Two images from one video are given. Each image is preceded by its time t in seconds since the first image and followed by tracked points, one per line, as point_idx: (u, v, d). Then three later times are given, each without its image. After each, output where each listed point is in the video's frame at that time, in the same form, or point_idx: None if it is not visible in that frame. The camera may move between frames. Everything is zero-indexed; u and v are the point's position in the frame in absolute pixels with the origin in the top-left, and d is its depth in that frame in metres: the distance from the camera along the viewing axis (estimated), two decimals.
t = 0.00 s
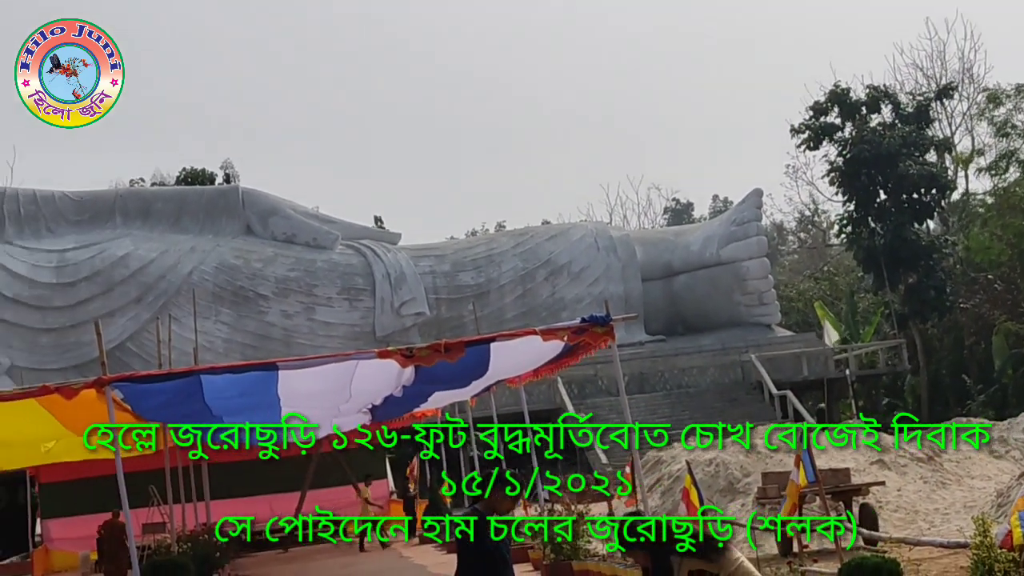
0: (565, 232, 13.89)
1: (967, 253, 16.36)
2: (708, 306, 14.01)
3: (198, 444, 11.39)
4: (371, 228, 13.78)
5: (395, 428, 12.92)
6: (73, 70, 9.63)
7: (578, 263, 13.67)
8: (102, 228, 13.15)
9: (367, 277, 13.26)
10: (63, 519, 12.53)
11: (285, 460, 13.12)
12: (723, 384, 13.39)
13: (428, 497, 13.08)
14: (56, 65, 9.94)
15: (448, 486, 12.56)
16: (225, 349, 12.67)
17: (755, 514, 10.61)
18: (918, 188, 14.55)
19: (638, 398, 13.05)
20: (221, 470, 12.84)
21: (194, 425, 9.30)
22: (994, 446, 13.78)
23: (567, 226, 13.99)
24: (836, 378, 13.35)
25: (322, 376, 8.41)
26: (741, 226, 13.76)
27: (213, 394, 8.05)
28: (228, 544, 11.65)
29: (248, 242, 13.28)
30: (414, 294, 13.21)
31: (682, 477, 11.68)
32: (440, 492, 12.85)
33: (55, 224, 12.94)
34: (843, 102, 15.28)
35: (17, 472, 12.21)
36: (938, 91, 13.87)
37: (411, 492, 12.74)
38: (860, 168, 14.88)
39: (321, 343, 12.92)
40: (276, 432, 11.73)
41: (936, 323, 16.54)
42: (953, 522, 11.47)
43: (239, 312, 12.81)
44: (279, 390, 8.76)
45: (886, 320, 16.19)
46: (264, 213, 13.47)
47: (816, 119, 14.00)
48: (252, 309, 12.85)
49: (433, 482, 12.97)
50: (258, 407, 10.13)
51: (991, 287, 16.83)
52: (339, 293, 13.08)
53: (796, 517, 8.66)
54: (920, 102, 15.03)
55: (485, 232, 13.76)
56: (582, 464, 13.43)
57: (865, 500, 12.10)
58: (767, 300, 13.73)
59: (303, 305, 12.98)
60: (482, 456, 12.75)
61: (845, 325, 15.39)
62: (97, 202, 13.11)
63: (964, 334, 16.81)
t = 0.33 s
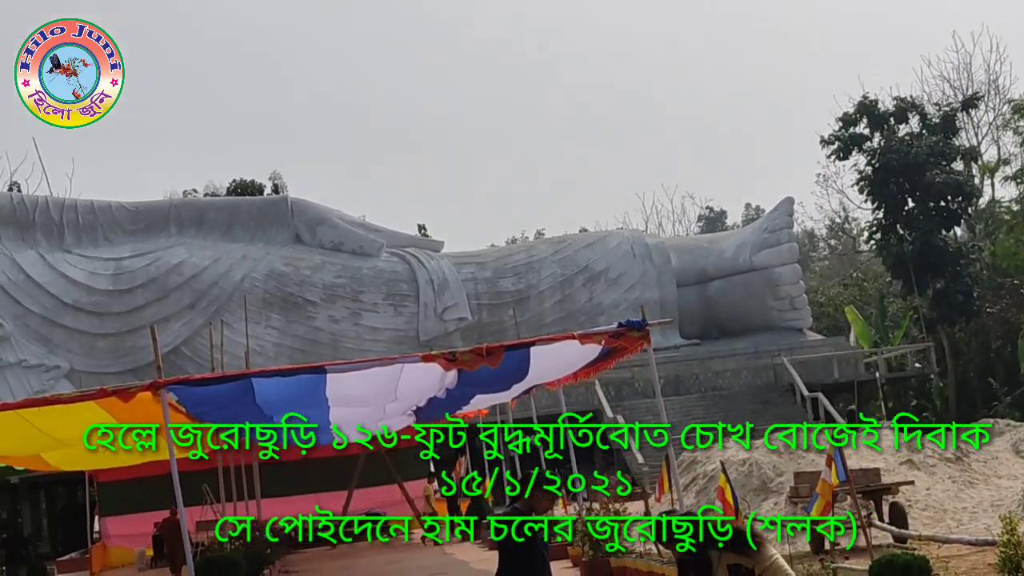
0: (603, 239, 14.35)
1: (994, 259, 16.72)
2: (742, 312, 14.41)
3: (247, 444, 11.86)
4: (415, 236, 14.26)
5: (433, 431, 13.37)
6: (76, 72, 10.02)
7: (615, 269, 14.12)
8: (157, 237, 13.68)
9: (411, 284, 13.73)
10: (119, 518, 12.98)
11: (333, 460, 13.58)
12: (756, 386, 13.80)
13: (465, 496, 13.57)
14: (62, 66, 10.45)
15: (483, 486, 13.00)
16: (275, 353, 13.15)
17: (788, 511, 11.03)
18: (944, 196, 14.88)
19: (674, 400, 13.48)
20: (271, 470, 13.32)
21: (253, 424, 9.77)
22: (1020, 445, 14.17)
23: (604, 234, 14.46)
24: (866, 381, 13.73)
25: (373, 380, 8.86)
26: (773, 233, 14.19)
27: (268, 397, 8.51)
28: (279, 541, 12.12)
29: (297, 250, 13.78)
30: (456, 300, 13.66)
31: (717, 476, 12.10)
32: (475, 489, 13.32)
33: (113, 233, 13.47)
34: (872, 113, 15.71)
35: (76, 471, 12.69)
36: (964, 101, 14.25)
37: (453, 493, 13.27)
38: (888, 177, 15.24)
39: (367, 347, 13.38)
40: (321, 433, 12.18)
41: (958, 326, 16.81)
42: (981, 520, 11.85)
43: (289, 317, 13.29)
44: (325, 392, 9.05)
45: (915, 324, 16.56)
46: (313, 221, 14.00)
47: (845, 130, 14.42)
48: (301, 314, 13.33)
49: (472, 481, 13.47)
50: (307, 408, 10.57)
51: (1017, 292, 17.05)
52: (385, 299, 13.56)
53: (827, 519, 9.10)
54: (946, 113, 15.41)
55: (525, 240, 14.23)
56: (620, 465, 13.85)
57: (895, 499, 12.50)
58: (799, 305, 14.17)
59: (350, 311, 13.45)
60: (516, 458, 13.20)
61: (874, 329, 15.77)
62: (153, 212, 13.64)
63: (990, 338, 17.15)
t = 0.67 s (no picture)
0: (638, 244, 14.82)
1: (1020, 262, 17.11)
2: (775, 314, 14.85)
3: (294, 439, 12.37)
4: (458, 241, 14.78)
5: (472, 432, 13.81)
6: (71, 70, 10.60)
7: (651, 273, 14.59)
8: (211, 243, 14.25)
9: (454, 287, 14.24)
10: (175, 513, 13.50)
11: (380, 457, 14.13)
12: (787, 386, 14.24)
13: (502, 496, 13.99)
14: (57, 65, 11.01)
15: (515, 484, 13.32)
16: (324, 353, 13.69)
17: (819, 506, 11.47)
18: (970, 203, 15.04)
19: (708, 399, 13.94)
20: (321, 466, 13.83)
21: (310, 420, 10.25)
22: None
23: (640, 239, 14.93)
24: (894, 381, 14.16)
25: (424, 377, 9.32)
26: (804, 238, 14.63)
27: (322, 396, 8.98)
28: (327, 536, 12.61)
29: (345, 255, 14.31)
30: (497, 302, 14.13)
31: (750, 473, 12.55)
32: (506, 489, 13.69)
33: (168, 239, 14.10)
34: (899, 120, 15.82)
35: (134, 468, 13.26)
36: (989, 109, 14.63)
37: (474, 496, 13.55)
38: (915, 183, 15.44)
39: (412, 348, 13.88)
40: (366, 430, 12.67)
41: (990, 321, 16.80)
42: (1007, 517, 12.27)
43: (337, 319, 13.82)
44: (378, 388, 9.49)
45: (942, 325, 16.96)
46: (359, 228, 14.51)
47: (873, 138, 14.87)
48: (349, 317, 13.86)
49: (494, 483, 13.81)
50: (357, 405, 11.07)
51: None
52: (428, 302, 14.05)
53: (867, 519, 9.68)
54: (972, 120, 15.71)
55: (564, 245, 14.72)
56: (655, 462, 14.34)
57: (923, 496, 12.93)
58: (829, 308, 14.62)
59: (395, 314, 13.95)
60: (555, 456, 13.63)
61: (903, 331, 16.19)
62: (206, 219, 14.26)
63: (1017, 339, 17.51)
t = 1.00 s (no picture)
0: (666, 246, 15.34)
1: None
2: (799, 314, 15.32)
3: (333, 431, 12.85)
4: (492, 244, 15.35)
5: (475, 433, 14.35)
6: (71, 71, 11.20)
7: (678, 274, 15.09)
8: (256, 246, 14.86)
9: (488, 288, 14.78)
10: (220, 505, 14.03)
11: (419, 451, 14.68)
12: (811, 383, 14.73)
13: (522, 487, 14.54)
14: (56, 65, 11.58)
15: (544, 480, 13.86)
16: (364, 351, 14.24)
17: (841, 500, 11.98)
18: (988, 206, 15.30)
19: (734, 396, 14.45)
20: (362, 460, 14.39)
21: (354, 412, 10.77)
22: None
23: (668, 242, 15.45)
24: (915, 378, 14.63)
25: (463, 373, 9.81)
26: (827, 240, 15.14)
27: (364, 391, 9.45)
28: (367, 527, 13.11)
29: (384, 258, 14.89)
30: (530, 303, 14.65)
31: (775, 467, 13.05)
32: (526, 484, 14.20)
33: (215, 242, 14.75)
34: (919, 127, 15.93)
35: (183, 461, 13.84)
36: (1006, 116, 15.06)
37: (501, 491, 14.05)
38: (934, 188, 15.69)
39: (448, 346, 14.41)
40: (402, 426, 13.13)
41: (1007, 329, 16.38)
42: None
43: (376, 319, 14.37)
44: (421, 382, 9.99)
45: (961, 325, 17.40)
46: (398, 230, 15.09)
47: (894, 143, 15.36)
48: (387, 316, 14.41)
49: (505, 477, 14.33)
50: (396, 401, 11.56)
51: None
52: (464, 302, 14.59)
53: (890, 514, 10.21)
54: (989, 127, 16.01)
55: (595, 247, 15.26)
56: (684, 456, 14.85)
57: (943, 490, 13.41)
58: (852, 307, 15.11)
59: (432, 313, 14.49)
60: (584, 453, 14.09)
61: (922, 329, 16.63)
62: (251, 223, 14.88)
63: None
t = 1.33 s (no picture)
0: (690, 248, 15.86)
1: None
2: (817, 313, 15.81)
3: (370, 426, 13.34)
4: (520, 245, 15.92)
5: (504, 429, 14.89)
6: (74, 70, 11.83)
7: (701, 275, 15.60)
8: (294, 248, 15.52)
9: (517, 288, 15.32)
10: (261, 496, 14.72)
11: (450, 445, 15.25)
12: (830, 379, 15.22)
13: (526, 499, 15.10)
14: (58, 66, 12.16)
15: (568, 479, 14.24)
16: (398, 349, 14.80)
17: (859, 493, 12.48)
18: (1002, 207, 15.71)
19: (756, 392, 14.96)
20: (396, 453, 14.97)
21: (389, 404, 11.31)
22: None
23: (691, 243, 15.97)
24: (931, 375, 15.10)
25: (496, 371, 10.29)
26: (845, 241, 15.58)
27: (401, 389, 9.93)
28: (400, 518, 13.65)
29: (417, 259, 15.49)
30: (558, 302, 15.19)
31: (795, 461, 13.54)
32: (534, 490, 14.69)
33: (255, 244, 15.39)
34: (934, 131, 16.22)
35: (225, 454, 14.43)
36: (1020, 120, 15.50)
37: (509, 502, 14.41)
38: (950, 191, 16.06)
39: (478, 344, 14.96)
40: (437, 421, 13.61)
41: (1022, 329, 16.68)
42: None
43: (409, 318, 14.92)
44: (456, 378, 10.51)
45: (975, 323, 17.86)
46: (430, 233, 15.71)
47: (910, 147, 15.81)
48: (420, 315, 14.96)
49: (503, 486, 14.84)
50: (432, 396, 12.06)
51: None
52: (494, 301, 15.13)
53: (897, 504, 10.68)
54: (1004, 131, 16.20)
55: (620, 248, 15.79)
56: (706, 450, 15.37)
57: (958, 483, 13.90)
58: (869, 306, 15.56)
59: (463, 312, 15.04)
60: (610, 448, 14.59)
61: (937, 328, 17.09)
62: (288, 226, 15.56)
63: None
